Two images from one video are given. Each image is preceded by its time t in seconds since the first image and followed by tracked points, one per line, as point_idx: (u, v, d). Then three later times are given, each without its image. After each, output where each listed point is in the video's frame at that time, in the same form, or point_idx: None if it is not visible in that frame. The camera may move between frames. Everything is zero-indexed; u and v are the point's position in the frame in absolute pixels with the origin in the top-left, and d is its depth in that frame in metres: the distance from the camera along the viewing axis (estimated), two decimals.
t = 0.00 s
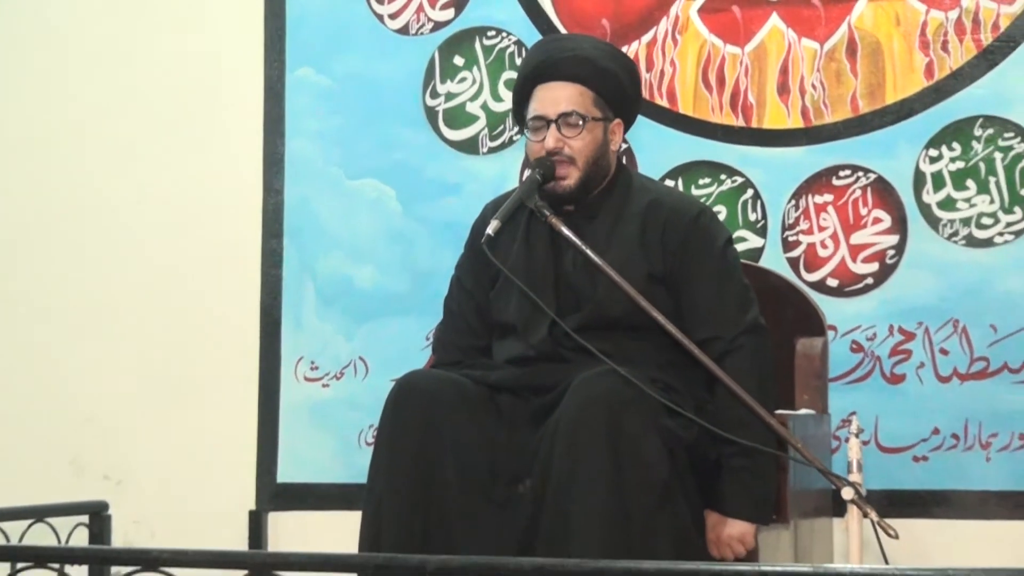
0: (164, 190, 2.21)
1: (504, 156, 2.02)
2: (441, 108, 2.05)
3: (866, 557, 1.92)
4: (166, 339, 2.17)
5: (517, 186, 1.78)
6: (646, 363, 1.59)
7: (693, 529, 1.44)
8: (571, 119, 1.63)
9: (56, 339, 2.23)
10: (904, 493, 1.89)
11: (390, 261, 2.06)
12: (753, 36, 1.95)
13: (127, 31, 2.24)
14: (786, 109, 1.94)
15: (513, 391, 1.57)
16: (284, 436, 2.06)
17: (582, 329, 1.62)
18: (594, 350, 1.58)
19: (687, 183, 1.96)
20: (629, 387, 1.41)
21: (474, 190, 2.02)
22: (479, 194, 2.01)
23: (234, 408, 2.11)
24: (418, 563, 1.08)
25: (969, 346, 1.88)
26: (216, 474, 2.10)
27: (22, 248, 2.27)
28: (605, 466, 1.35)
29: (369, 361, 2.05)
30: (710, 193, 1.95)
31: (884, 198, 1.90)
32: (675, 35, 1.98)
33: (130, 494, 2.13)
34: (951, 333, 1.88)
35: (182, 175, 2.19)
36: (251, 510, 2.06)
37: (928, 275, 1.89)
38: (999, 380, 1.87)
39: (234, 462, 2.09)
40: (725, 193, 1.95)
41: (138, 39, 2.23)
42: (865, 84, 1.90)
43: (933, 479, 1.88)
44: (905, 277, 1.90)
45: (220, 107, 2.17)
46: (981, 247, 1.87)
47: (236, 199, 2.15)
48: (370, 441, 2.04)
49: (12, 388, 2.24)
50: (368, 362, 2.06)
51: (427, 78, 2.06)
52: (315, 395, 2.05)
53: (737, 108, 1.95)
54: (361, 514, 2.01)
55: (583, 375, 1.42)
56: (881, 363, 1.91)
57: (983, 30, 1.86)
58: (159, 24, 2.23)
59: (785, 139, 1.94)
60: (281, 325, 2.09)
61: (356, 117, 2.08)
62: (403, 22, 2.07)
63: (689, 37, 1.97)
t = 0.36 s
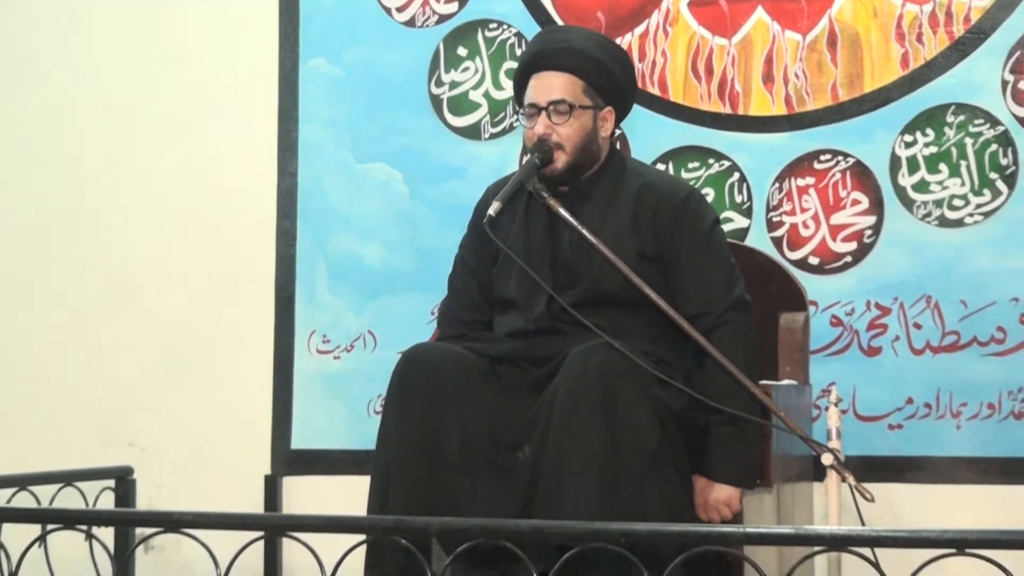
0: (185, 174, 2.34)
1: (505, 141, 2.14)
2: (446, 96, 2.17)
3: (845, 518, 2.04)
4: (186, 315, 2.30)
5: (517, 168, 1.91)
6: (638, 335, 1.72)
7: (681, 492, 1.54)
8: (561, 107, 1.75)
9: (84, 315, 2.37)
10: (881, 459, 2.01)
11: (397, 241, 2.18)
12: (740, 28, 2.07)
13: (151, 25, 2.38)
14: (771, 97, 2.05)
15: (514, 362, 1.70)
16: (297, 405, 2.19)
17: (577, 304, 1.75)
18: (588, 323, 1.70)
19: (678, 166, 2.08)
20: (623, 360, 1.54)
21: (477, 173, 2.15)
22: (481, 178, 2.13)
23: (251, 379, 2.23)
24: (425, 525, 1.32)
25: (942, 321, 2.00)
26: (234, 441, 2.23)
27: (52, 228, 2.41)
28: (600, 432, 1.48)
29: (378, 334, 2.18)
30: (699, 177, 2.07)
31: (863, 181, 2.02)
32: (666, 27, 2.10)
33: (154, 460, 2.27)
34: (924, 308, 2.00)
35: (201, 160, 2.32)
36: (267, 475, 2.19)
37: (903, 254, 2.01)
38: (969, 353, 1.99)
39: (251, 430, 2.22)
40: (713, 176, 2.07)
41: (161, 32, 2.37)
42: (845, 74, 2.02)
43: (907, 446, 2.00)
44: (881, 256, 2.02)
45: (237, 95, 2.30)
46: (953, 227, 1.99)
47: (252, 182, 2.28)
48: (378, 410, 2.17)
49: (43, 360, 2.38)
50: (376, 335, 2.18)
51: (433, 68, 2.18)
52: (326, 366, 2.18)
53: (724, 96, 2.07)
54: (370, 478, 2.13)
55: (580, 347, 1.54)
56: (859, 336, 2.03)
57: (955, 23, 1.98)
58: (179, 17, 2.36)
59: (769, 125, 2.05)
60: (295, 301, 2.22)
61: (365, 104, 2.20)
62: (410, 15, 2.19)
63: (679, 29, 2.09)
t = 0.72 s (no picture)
0: (200, 164, 2.47)
1: (502, 133, 2.26)
2: (446, 91, 2.29)
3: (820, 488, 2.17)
4: (201, 297, 2.44)
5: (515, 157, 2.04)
6: (628, 316, 1.85)
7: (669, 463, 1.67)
8: (560, 102, 1.88)
9: (106, 297, 2.51)
10: (854, 432, 2.14)
11: (401, 227, 2.32)
12: (723, 27, 2.20)
13: (167, 23, 2.51)
14: (752, 91, 2.18)
15: (509, 341, 1.84)
16: (306, 382, 2.33)
17: (571, 287, 1.88)
18: (581, 304, 1.84)
19: (664, 157, 2.20)
20: (615, 340, 1.66)
21: (476, 164, 2.27)
22: (479, 168, 2.26)
23: (263, 357, 2.37)
24: (427, 495, 1.48)
25: (911, 302, 2.13)
26: (247, 416, 2.37)
27: (74, 216, 2.56)
28: (592, 406, 1.61)
29: (383, 315, 2.31)
30: (685, 166, 2.19)
31: (838, 170, 2.15)
32: (653, 26, 2.23)
33: (173, 433, 2.42)
34: (895, 290, 2.13)
35: (215, 150, 2.46)
36: (278, 447, 2.33)
37: (876, 239, 2.14)
38: (937, 333, 2.12)
39: (263, 405, 2.36)
40: (698, 165, 2.19)
41: (176, 30, 2.51)
42: (822, 70, 2.15)
43: (879, 420, 2.13)
44: (855, 241, 2.15)
45: (249, 90, 2.43)
46: (922, 214, 2.11)
47: (264, 172, 2.41)
48: (383, 386, 2.30)
49: (67, 339, 2.53)
50: (381, 316, 2.32)
51: (434, 64, 2.31)
52: (334, 345, 2.32)
53: (708, 91, 2.19)
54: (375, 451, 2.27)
55: (575, 327, 1.68)
56: (834, 317, 2.16)
57: (925, 21, 2.10)
58: (193, 16, 2.49)
59: (750, 118, 2.18)
60: (304, 284, 2.35)
61: (370, 99, 2.33)
62: (412, 14, 2.32)
63: (666, 28, 2.22)
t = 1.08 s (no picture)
0: (217, 158, 2.61)
1: (501, 129, 2.39)
2: (448, 89, 2.43)
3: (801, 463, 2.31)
4: (218, 284, 2.58)
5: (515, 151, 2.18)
6: (619, 301, 1.99)
7: (657, 439, 1.81)
8: (554, 99, 2.02)
9: (128, 284, 2.66)
10: (832, 411, 2.27)
11: (406, 218, 2.45)
12: (710, 29, 2.33)
13: (186, 24, 2.66)
14: (737, 90, 2.31)
15: (509, 326, 1.97)
16: (317, 364, 2.47)
17: (566, 274, 2.02)
18: (575, 291, 1.98)
19: (655, 152, 2.33)
20: (606, 324, 1.80)
21: (476, 158, 2.41)
22: (479, 162, 2.39)
23: (276, 341, 2.52)
24: (431, 470, 1.61)
25: (886, 288, 2.26)
26: (262, 396, 2.51)
27: (99, 207, 2.70)
28: (586, 386, 1.75)
29: (389, 301, 2.45)
30: (674, 161, 2.33)
31: (818, 164, 2.28)
32: (644, 28, 2.36)
33: (192, 412, 2.56)
34: (871, 278, 2.26)
35: (231, 144, 2.60)
36: (291, 425, 2.47)
37: (854, 230, 2.27)
38: (910, 318, 2.25)
39: (276, 386, 2.50)
40: (686, 160, 2.32)
41: (193, 31, 2.64)
42: (802, 70, 2.28)
43: (855, 400, 2.26)
44: (834, 231, 2.28)
45: (263, 88, 2.57)
46: (897, 206, 2.24)
47: (277, 166, 2.55)
48: (389, 368, 2.44)
49: (92, 324, 2.68)
50: (387, 302, 2.46)
51: (437, 64, 2.44)
52: (343, 329, 2.46)
53: (696, 90, 2.33)
54: (382, 429, 2.41)
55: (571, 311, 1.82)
56: (814, 303, 2.29)
57: (899, 24, 2.23)
58: (210, 18, 2.63)
59: (735, 115, 2.31)
60: (314, 272, 2.49)
61: (377, 97, 2.47)
62: (417, 17, 2.46)
63: (655, 30, 2.35)
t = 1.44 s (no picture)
0: (232, 153, 2.76)
1: (500, 127, 2.52)
2: (450, 89, 2.56)
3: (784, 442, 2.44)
4: (233, 273, 2.73)
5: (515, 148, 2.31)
6: (611, 290, 2.12)
7: (646, 419, 1.95)
8: (553, 99, 2.15)
9: (149, 272, 2.81)
10: (813, 393, 2.41)
11: (411, 211, 2.59)
12: (697, 32, 2.47)
13: (202, 27, 2.80)
14: (722, 90, 2.44)
15: (507, 312, 2.11)
16: (326, 349, 2.61)
17: (561, 264, 2.16)
18: (569, 279, 2.12)
19: (645, 148, 2.47)
20: (598, 312, 1.94)
21: (476, 154, 2.54)
22: (479, 158, 2.52)
23: (288, 327, 2.66)
24: (434, 449, 1.76)
25: (863, 277, 2.39)
26: (274, 379, 2.66)
27: (121, 200, 2.85)
28: (578, 370, 1.89)
29: (394, 290, 2.59)
30: (663, 157, 2.46)
31: (799, 160, 2.41)
32: (635, 32, 2.49)
33: (208, 393, 2.71)
34: (848, 267, 2.40)
35: (245, 140, 2.74)
36: (302, 407, 2.61)
37: (832, 222, 2.40)
38: (886, 305, 2.39)
39: (288, 369, 2.65)
40: (674, 156, 2.46)
41: (209, 33, 2.79)
42: (784, 71, 2.41)
43: (834, 382, 2.40)
44: (814, 223, 2.41)
45: (275, 87, 2.71)
46: (873, 199, 2.38)
47: (289, 161, 2.69)
48: (394, 352, 2.58)
49: (114, 310, 2.83)
50: (393, 290, 2.60)
51: (439, 66, 2.58)
52: (351, 315, 2.60)
53: (684, 90, 2.46)
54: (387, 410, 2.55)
55: (567, 300, 1.96)
56: (795, 290, 2.43)
57: (875, 27, 2.36)
58: (226, 21, 2.77)
59: (722, 113, 2.44)
60: (324, 261, 2.64)
61: (383, 96, 2.60)
62: (420, 21, 2.59)
63: (646, 33, 2.49)
